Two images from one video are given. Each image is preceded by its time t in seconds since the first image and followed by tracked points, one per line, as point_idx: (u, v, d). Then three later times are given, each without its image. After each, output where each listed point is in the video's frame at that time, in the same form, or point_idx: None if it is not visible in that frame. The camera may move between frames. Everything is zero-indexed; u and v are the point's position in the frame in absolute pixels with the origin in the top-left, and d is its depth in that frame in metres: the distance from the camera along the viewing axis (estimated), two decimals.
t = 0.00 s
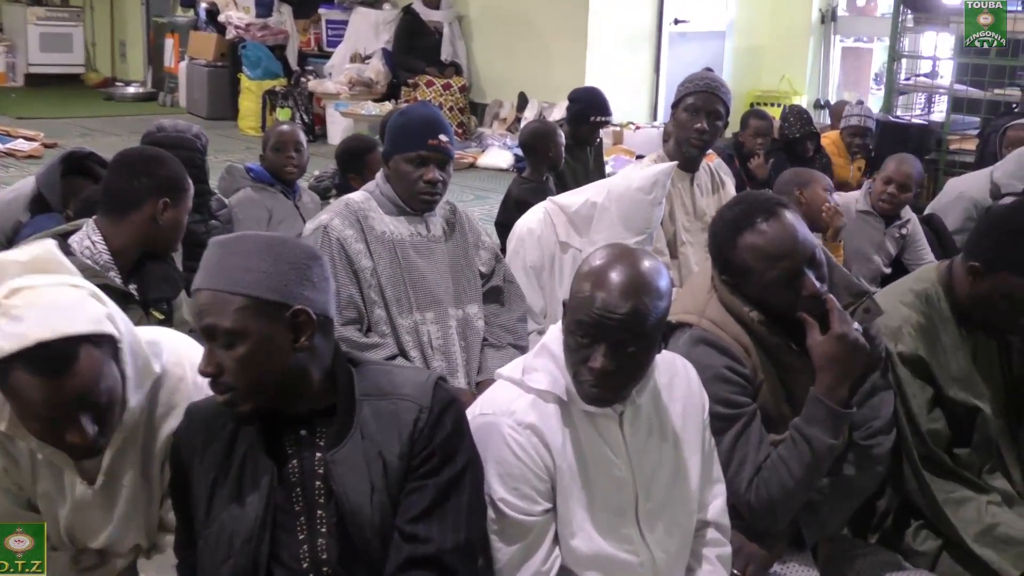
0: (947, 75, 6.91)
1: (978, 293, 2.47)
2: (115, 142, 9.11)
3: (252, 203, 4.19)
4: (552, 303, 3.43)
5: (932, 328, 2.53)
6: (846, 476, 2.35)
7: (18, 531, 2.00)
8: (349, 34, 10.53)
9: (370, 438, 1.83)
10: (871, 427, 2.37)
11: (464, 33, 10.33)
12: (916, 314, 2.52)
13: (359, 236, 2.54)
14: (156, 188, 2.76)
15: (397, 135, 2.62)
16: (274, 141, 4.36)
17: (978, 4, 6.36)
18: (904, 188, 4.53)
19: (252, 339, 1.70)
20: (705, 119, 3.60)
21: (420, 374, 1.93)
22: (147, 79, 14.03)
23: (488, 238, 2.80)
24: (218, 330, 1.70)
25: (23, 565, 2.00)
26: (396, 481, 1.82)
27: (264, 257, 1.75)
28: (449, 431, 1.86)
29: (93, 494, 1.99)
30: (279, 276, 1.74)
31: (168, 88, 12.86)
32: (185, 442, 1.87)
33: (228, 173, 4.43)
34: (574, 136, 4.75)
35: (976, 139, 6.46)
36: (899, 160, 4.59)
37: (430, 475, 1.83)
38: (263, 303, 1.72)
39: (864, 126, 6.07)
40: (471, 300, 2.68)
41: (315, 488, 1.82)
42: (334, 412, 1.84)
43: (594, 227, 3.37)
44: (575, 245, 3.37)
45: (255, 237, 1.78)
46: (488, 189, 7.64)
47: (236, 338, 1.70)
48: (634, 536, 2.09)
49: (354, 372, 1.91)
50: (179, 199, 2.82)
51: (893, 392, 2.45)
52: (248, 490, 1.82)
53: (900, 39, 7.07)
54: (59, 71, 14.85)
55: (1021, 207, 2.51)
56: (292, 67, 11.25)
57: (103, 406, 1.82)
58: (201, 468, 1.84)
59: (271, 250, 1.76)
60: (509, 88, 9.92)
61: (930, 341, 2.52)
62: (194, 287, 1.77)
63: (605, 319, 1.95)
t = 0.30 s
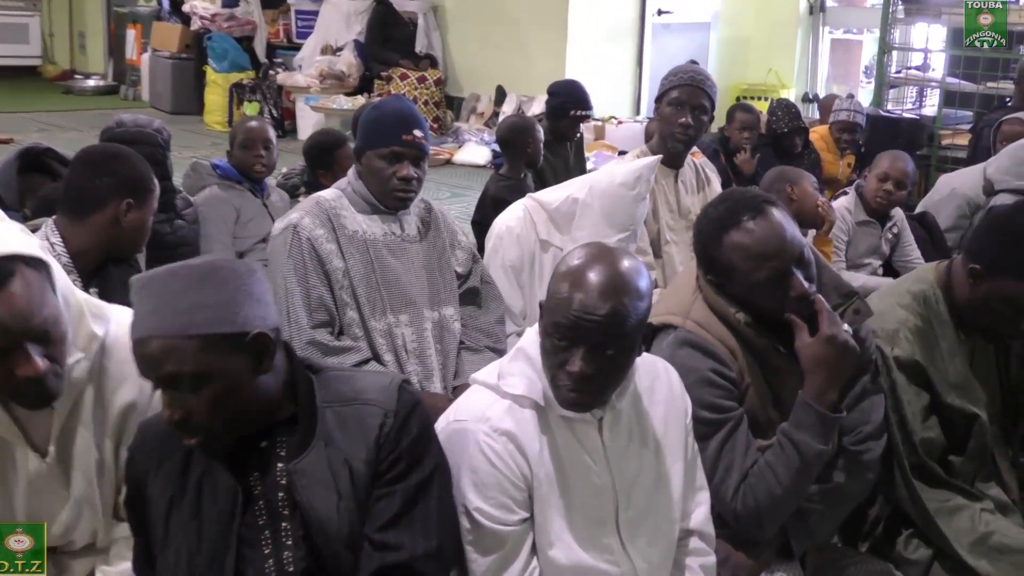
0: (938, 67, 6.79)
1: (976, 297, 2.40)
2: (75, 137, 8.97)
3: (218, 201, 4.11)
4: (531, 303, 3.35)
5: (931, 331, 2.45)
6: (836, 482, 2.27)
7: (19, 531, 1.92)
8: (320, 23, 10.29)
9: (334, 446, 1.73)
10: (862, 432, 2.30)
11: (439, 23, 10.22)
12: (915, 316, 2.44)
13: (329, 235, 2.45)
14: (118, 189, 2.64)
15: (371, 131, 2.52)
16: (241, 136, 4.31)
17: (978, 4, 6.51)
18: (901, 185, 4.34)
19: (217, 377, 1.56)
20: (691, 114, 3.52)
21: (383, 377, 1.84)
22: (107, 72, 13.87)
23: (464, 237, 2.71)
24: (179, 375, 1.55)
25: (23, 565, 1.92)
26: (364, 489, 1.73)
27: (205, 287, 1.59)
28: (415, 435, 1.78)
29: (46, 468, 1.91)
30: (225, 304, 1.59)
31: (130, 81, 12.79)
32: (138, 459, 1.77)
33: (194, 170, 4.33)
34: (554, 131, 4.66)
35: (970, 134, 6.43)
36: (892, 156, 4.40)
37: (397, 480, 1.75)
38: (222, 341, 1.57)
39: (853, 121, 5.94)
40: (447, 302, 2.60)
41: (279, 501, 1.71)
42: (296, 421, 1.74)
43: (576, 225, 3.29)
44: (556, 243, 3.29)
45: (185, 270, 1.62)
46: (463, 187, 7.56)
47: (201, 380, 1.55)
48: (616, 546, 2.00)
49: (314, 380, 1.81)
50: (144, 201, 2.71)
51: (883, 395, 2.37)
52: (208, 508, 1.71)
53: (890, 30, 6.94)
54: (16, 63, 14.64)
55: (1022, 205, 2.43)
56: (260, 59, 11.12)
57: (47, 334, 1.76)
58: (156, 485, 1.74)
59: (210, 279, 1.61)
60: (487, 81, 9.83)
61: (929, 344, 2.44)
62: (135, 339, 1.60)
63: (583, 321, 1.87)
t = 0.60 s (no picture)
0: (925, 61, 6.69)
1: (966, 296, 2.35)
2: (35, 134, 8.81)
3: (183, 199, 4.02)
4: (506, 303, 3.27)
5: (918, 329, 2.40)
6: (820, 487, 2.21)
7: (18, 533, 2.16)
8: (290, 14, 10.19)
9: (281, 456, 1.66)
10: (847, 435, 2.23)
11: (414, 16, 10.10)
12: (902, 316, 2.38)
13: (298, 234, 2.38)
14: (82, 193, 2.55)
15: (341, 127, 2.45)
16: (207, 133, 4.20)
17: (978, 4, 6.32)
18: (881, 199, 4.26)
19: (151, 404, 1.51)
20: (672, 108, 3.45)
21: (331, 381, 1.76)
22: (68, 65, 13.70)
23: (437, 236, 2.64)
24: (109, 404, 1.50)
25: (22, 563, 2.13)
26: (315, 499, 1.66)
27: (130, 311, 1.52)
28: (364, 441, 1.70)
29: None
30: (153, 326, 1.52)
31: (92, 75, 12.64)
32: (77, 482, 1.69)
33: (157, 168, 4.24)
34: (531, 126, 4.59)
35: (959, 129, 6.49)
36: (878, 164, 4.30)
37: (349, 488, 1.68)
38: (153, 370, 1.51)
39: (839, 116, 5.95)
40: (421, 304, 2.53)
41: (226, 516, 1.67)
42: (241, 432, 1.66)
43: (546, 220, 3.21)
44: (527, 241, 3.22)
45: (106, 292, 1.53)
46: (436, 183, 7.48)
47: (129, 410, 1.51)
48: (592, 553, 1.94)
49: (258, 388, 1.73)
50: (110, 207, 2.61)
51: (869, 397, 2.30)
52: (151, 525, 1.65)
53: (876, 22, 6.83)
54: None
55: (1015, 201, 2.37)
56: (226, 52, 11.02)
57: None
58: (97, 503, 1.67)
59: (134, 301, 1.52)
60: (462, 74, 9.75)
61: (917, 344, 2.39)
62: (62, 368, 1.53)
63: (557, 322, 1.80)
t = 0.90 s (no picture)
0: (900, 61, 6.78)
1: (936, 291, 2.37)
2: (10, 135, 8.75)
3: (159, 200, 4.02)
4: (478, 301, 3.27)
5: (890, 328, 2.41)
6: (795, 486, 2.22)
7: (19, 534, 2.07)
8: (266, 14, 10.15)
9: (256, 458, 1.66)
10: (822, 434, 2.24)
11: (390, 17, 10.08)
12: (875, 314, 2.39)
13: (272, 235, 2.37)
14: (61, 201, 2.57)
15: (314, 129, 2.45)
16: (182, 133, 4.20)
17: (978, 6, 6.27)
18: (859, 196, 4.29)
19: (123, 409, 1.51)
20: (649, 108, 3.45)
21: (307, 383, 1.76)
22: (42, 65, 13.65)
23: (413, 236, 2.64)
24: (81, 409, 1.50)
25: (23, 565, 2.03)
26: (292, 501, 1.66)
27: (102, 316, 1.50)
28: (341, 443, 1.70)
29: None
30: (125, 333, 1.51)
31: (67, 75, 12.60)
32: (50, 485, 1.68)
33: (130, 169, 4.22)
34: (508, 126, 4.60)
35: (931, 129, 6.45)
36: (851, 162, 4.32)
37: (326, 491, 1.68)
38: (126, 376, 1.51)
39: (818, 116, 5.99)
40: (397, 304, 2.53)
41: (200, 520, 1.66)
42: (215, 434, 1.66)
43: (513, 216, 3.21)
44: (496, 238, 3.23)
45: (78, 296, 1.51)
46: (412, 184, 7.48)
47: (103, 415, 1.50)
48: (567, 553, 1.94)
49: (234, 391, 1.73)
50: (90, 215, 2.63)
51: (843, 396, 2.32)
52: (124, 527, 1.64)
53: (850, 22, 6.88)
54: None
55: (977, 196, 2.43)
56: (202, 52, 11.01)
57: None
58: (70, 507, 1.66)
59: (105, 306, 1.51)
60: (440, 74, 9.74)
61: (888, 343, 2.40)
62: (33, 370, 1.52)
63: (531, 323, 1.80)
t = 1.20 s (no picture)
0: (867, 63, 6.86)
1: (898, 287, 2.41)
2: None
3: (131, 200, 4.03)
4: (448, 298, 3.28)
5: (857, 326, 2.44)
6: (766, 483, 2.25)
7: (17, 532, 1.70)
8: (238, 15, 10.10)
9: (243, 458, 1.68)
10: (791, 431, 2.27)
11: (363, 20, 10.09)
12: (840, 311, 2.43)
13: (247, 236, 2.39)
14: (35, 204, 2.58)
15: (288, 130, 2.46)
16: (153, 135, 4.20)
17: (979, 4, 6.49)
18: (824, 183, 4.31)
19: (110, 406, 1.52)
20: (620, 109, 3.48)
21: (293, 383, 1.79)
22: (12, 66, 13.56)
23: (387, 238, 2.67)
24: (70, 405, 1.51)
25: (22, 566, 1.69)
26: (277, 499, 1.68)
27: (92, 314, 1.51)
28: (328, 442, 1.73)
29: None
30: (115, 331, 1.52)
31: (38, 76, 12.54)
32: (34, 482, 1.69)
33: (102, 169, 4.19)
34: (480, 127, 4.62)
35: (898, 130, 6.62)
36: (813, 153, 4.37)
37: (312, 491, 1.70)
38: (116, 374, 1.52)
39: (788, 119, 5.86)
40: (370, 305, 2.55)
41: (185, 516, 1.67)
42: (202, 432, 1.68)
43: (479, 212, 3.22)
44: (464, 235, 3.24)
45: (69, 293, 1.52)
46: (385, 185, 7.48)
47: (90, 412, 1.52)
48: (541, 551, 1.96)
49: (220, 390, 1.76)
50: (64, 218, 2.64)
51: (813, 394, 2.35)
52: (108, 524, 1.65)
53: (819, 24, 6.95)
54: None
55: (939, 192, 2.48)
56: (175, 54, 10.97)
57: None
58: (53, 504, 1.66)
59: (97, 304, 1.52)
60: (414, 75, 9.74)
61: (856, 340, 2.43)
62: (21, 364, 1.53)
63: (503, 323, 1.82)
